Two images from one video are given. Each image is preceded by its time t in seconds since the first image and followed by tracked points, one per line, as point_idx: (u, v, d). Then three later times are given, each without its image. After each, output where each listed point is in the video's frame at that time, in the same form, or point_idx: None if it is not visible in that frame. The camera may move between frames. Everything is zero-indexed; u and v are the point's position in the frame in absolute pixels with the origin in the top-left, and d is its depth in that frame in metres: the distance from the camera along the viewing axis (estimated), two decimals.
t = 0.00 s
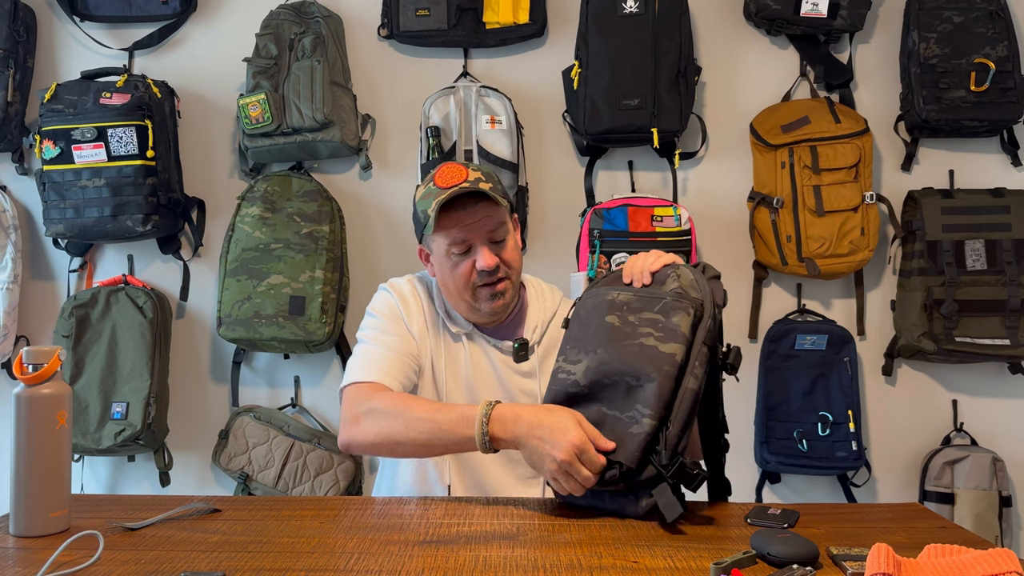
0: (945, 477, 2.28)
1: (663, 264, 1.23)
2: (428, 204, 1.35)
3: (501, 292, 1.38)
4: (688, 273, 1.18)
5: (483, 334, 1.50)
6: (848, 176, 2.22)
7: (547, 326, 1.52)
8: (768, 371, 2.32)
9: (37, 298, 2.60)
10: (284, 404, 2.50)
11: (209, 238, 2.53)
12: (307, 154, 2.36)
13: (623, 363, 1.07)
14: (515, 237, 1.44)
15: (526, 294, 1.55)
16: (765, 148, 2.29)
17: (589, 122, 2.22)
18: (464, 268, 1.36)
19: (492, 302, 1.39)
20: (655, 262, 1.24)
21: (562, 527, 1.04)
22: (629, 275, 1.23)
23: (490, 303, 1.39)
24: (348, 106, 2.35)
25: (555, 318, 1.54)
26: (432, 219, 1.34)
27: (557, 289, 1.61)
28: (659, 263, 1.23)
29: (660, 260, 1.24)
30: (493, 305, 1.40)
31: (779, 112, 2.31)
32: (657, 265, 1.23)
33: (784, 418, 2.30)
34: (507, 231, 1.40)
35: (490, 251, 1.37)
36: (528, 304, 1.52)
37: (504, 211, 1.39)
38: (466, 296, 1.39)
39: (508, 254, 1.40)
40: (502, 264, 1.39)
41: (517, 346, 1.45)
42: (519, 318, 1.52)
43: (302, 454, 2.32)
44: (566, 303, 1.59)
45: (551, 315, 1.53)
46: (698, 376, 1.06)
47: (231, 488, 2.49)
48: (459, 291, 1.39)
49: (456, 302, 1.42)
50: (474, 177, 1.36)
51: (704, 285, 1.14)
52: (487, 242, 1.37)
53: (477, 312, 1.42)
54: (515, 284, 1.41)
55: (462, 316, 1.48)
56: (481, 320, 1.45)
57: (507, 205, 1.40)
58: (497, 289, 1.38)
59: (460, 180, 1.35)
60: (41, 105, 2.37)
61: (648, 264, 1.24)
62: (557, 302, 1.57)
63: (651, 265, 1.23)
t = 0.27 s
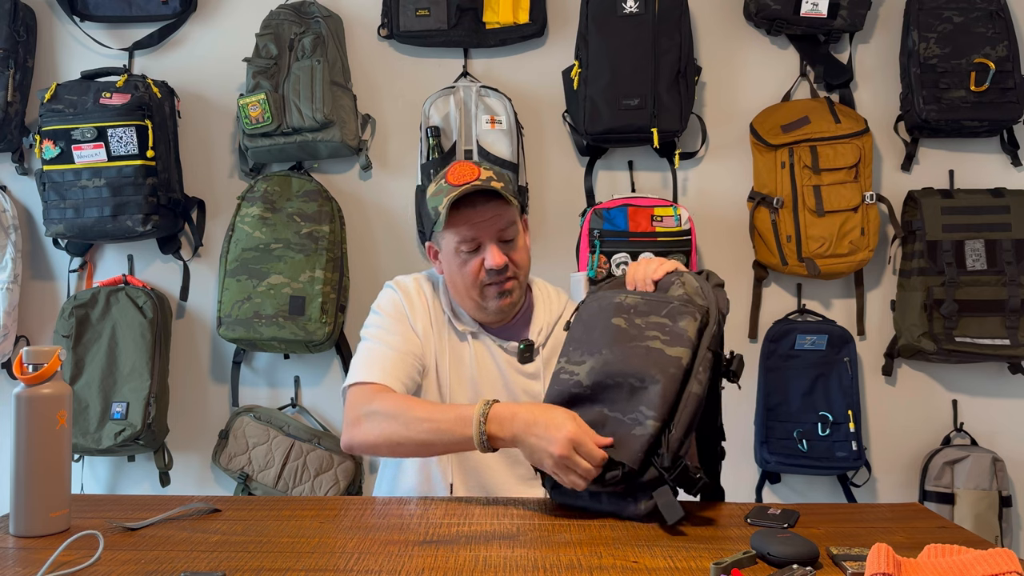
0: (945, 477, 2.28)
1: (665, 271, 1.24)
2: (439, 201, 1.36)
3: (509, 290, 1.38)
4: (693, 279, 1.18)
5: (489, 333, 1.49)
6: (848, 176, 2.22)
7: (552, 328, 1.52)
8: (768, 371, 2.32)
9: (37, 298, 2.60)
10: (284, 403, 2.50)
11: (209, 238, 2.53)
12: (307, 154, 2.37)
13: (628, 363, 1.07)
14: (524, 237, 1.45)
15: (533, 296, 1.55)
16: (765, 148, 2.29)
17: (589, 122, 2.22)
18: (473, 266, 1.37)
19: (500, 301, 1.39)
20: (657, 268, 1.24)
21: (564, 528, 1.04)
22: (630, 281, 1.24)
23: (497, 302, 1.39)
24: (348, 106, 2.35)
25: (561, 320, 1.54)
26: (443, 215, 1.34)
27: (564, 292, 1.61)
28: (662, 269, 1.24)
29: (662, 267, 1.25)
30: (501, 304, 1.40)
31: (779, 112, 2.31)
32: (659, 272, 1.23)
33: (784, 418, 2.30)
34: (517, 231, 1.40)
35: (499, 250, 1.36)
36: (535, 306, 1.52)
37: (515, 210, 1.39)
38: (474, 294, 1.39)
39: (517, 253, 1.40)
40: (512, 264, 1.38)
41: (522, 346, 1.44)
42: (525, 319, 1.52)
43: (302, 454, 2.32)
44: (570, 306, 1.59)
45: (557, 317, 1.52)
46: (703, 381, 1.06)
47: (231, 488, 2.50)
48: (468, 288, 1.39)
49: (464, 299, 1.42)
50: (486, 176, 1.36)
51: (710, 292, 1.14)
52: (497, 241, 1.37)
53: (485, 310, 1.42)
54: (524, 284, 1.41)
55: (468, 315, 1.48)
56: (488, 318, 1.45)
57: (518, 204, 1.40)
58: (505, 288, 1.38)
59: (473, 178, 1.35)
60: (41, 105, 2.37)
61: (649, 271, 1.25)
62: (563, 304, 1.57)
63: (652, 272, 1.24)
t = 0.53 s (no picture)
0: (945, 477, 2.28)
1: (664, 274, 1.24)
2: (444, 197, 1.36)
3: (511, 290, 1.38)
4: (694, 281, 1.18)
5: (492, 334, 1.49)
6: (848, 176, 2.22)
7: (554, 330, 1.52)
8: (768, 371, 2.32)
9: (37, 298, 2.60)
10: (284, 403, 2.50)
11: (209, 237, 2.53)
12: (307, 154, 2.36)
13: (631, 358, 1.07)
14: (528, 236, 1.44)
15: (534, 296, 1.55)
16: (765, 148, 2.29)
17: (590, 122, 2.22)
18: (476, 264, 1.37)
19: (502, 300, 1.39)
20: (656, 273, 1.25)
21: (566, 527, 1.04)
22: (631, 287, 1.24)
23: (499, 300, 1.39)
24: (348, 106, 2.35)
25: (563, 321, 1.54)
26: (447, 212, 1.34)
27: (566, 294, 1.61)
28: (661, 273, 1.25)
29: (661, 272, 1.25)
30: (503, 303, 1.40)
31: (779, 112, 2.31)
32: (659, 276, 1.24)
33: (784, 418, 2.30)
34: (521, 230, 1.40)
35: (502, 248, 1.36)
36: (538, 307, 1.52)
37: (518, 209, 1.39)
38: (476, 293, 1.39)
39: (521, 253, 1.40)
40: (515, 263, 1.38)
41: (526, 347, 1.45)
42: (528, 320, 1.52)
43: (302, 454, 2.32)
44: (572, 307, 1.60)
45: (560, 319, 1.52)
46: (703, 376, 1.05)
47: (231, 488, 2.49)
48: (470, 287, 1.39)
49: (467, 298, 1.42)
50: (492, 173, 1.36)
51: (711, 292, 1.14)
52: (501, 240, 1.37)
53: (488, 309, 1.42)
54: (526, 283, 1.41)
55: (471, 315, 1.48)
56: (490, 318, 1.45)
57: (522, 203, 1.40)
58: (507, 288, 1.38)
59: (478, 175, 1.35)
60: (41, 105, 2.37)
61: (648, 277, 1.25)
62: (565, 305, 1.57)
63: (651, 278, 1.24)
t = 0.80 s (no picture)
0: (945, 477, 2.28)
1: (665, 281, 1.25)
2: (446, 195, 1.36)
3: (511, 289, 1.38)
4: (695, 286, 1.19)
5: (494, 334, 1.50)
6: (848, 176, 2.22)
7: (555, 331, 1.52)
8: (768, 371, 2.32)
9: (37, 298, 2.60)
10: (284, 404, 2.50)
11: (209, 238, 2.53)
12: (307, 154, 2.36)
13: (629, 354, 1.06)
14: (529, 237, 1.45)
15: (536, 297, 1.55)
16: (765, 148, 2.29)
17: (589, 122, 2.22)
18: (477, 262, 1.37)
19: (503, 299, 1.39)
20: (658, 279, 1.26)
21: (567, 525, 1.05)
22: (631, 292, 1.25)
23: (500, 300, 1.39)
24: (348, 106, 2.35)
25: (564, 322, 1.55)
26: (448, 210, 1.34)
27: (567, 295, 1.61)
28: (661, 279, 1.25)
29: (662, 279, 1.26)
30: (503, 303, 1.40)
31: (779, 112, 2.31)
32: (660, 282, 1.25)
33: (783, 418, 2.30)
34: (522, 229, 1.40)
35: (503, 247, 1.36)
36: (539, 307, 1.53)
37: (520, 208, 1.39)
38: (476, 292, 1.39)
39: (522, 252, 1.41)
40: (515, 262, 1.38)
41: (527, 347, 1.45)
42: (529, 320, 1.53)
43: (302, 454, 2.32)
44: (573, 308, 1.60)
45: (560, 319, 1.53)
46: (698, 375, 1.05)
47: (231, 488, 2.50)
48: (470, 285, 1.39)
49: (467, 297, 1.42)
50: (494, 172, 1.37)
51: (711, 296, 1.14)
52: (502, 238, 1.37)
53: (487, 309, 1.42)
54: (526, 284, 1.41)
55: (473, 315, 1.48)
56: (490, 317, 1.45)
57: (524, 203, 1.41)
58: (507, 287, 1.38)
59: (480, 174, 1.35)
60: (41, 105, 2.37)
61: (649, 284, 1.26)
62: (565, 305, 1.58)
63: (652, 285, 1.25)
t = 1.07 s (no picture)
0: (945, 477, 2.28)
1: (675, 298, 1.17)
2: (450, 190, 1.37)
3: (509, 288, 1.38)
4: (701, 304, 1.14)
5: (495, 334, 1.50)
6: (848, 176, 2.22)
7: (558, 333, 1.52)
8: (768, 371, 2.32)
9: (36, 298, 2.60)
10: (285, 404, 2.50)
11: (209, 238, 2.53)
12: (307, 154, 2.36)
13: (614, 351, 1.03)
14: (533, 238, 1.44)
15: (538, 297, 1.55)
16: (765, 148, 2.29)
17: (589, 122, 2.22)
18: (477, 257, 1.37)
19: (500, 296, 1.38)
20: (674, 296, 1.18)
21: (529, 526, 1.04)
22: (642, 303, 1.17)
23: (497, 297, 1.38)
24: (348, 106, 2.35)
25: (566, 323, 1.54)
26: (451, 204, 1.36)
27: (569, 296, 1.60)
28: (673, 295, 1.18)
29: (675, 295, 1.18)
30: (501, 300, 1.39)
31: (779, 112, 2.31)
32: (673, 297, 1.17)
33: (784, 418, 2.30)
34: (525, 229, 1.40)
35: (503, 245, 1.36)
36: (540, 308, 1.52)
37: (523, 208, 1.39)
38: (474, 288, 1.39)
39: (523, 252, 1.40)
40: (516, 260, 1.38)
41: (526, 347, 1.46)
42: (529, 321, 1.53)
43: (302, 454, 2.32)
44: (576, 309, 1.59)
45: (562, 319, 1.53)
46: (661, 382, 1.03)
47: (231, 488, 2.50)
48: (469, 280, 1.39)
49: (466, 293, 1.42)
50: (500, 170, 1.38)
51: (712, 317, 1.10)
52: (503, 236, 1.37)
53: (485, 306, 1.42)
54: (526, 284, 1.40)
55: (474, 313, 1.47)
56: (489, 314, 1.45)
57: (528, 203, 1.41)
58: (505, 284, 1.37)
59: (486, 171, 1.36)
60: (41, 105, 2.37)
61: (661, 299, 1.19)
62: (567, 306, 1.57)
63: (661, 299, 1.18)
